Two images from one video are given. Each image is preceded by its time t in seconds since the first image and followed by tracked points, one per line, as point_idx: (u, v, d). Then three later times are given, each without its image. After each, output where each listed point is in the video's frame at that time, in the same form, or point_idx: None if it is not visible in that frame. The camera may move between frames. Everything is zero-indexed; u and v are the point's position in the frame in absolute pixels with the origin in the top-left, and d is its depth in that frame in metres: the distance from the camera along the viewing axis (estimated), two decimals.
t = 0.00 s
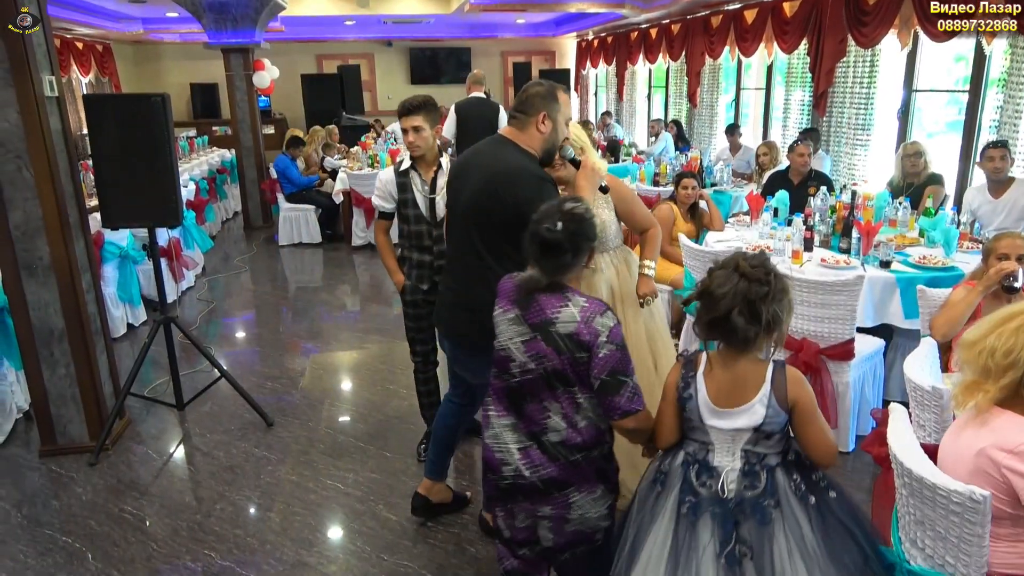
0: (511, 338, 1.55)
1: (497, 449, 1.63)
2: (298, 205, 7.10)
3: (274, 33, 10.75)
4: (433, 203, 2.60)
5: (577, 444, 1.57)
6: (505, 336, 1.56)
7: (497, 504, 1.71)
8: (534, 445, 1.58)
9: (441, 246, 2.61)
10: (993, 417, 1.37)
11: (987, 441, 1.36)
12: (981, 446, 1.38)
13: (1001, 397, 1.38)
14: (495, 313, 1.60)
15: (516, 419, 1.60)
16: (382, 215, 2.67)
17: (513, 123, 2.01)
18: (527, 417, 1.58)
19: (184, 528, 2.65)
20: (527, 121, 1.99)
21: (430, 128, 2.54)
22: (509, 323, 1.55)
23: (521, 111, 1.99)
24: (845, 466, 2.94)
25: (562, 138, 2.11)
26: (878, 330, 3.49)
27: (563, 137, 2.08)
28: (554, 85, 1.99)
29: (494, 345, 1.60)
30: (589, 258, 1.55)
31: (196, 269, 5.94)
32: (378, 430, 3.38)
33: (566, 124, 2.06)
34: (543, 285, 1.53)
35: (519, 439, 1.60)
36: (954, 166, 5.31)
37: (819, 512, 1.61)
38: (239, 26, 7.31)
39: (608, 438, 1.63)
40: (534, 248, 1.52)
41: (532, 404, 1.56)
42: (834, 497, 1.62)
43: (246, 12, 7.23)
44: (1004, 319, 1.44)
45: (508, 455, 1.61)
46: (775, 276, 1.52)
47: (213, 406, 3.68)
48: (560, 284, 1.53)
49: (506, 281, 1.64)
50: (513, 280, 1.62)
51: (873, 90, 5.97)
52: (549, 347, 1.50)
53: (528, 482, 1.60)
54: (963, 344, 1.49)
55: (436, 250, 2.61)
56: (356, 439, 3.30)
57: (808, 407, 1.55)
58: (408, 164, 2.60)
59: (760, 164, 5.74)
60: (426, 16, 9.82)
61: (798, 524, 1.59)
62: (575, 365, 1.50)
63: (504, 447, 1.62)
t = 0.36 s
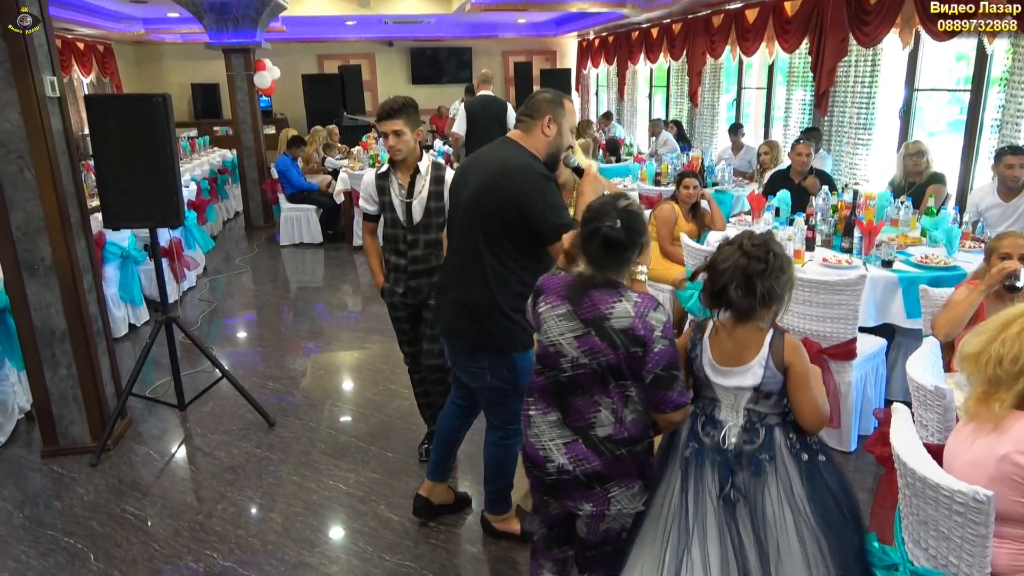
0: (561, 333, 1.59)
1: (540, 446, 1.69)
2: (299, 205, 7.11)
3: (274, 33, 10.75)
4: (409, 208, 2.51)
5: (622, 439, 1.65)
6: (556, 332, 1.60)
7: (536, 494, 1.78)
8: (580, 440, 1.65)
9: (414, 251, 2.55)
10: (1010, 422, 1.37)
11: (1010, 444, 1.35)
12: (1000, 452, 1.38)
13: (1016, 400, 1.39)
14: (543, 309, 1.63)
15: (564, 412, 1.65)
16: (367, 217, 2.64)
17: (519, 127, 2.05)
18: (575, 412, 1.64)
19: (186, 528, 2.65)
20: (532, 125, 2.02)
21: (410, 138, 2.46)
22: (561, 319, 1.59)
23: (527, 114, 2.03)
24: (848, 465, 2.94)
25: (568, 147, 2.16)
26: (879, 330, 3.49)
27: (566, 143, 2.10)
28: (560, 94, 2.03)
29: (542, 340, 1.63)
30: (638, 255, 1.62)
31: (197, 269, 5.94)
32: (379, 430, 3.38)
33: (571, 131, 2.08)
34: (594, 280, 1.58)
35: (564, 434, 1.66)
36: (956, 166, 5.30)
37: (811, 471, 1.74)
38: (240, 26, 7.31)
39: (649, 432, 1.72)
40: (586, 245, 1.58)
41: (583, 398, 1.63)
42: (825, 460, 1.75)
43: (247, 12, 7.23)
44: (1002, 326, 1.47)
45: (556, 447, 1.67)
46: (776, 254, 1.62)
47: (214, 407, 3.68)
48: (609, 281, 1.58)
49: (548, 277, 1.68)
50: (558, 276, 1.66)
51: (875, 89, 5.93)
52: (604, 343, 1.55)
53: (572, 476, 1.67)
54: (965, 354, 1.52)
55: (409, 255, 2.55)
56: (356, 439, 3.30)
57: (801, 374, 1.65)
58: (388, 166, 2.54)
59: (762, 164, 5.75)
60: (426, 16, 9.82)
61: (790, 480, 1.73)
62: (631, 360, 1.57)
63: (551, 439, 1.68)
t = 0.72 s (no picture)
0: (580, 328, 1.71)
1: (556, 439, 1.83)
2: (298, 206, 7.10)
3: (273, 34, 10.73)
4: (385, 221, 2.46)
5: (635, 437, 1.76)
6: (576, 327, 1.72)
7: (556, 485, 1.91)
8: (593, 436, 1.77)
9: (390, 262, 2.49)
10: None
11: None
12: None
13: None
14: (564, 306, 1.75)
15: (578, 407, 1.78)
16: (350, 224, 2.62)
17: (526, 134, 2.08)
18: (589, 408, 1.76)
19: (185, 532, 2.64)
20: (540, 132, 2.06)
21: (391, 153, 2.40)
22: (580, 315, 1.71)
23: (536, 122, 2.06)
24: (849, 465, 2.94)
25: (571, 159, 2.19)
26: (881, 329, 3.48)
27: (574, 152, 2.11)
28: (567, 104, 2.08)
29: (562, 336, 1.75)
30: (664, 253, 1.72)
31: (197, 271, 5.94)
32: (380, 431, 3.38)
33: (578, 141, 2.10)
34: (619, 278, 1.69)
35: (579, 429, 1.79)
36: (957, 164, 5.28)
37: (835, 449, 1.88)
38: (238, 27, 7.29)
39: (664, 433, 1.81)
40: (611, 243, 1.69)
41: (598, 393, 1.74)
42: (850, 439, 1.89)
43: (246, 13, 7.21)
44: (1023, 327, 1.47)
45: (571, 441, 1.80)
46: (808, 247, 1.78)
47: (214, 409, 3.67)
48: (633, 278, 1.69)
49: (572, 278, 1.80)
50: (582, 275, 1.77)
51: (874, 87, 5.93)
52: (620, 339, 1.67)
53: (584, 470, 1.79)
54: (985, 356, 1.52)
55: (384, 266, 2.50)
56: (356, 441, 3.29)
57: (828, 358, 1.77)
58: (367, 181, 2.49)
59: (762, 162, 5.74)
60: (425, 17, 9.80)
61: (813, 455, 1.88)
62: (647, 356, 1.68)
63: (568, 432, 1.80)
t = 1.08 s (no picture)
0: (580, 320, 1.75)
1: (556, 427, 1.90)
2: (287, 207, 7.06)
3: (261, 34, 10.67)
4: (342, 233, 2.39)
5: (625, 430, 1.79)
6: (575, 319, 1.76)
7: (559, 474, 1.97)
8: (587, 426, 1.83)
9: (346, 274, 2.43)
10: None
11: None
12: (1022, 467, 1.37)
13: None
14: (565, 298, 1.79)
15: (575, 397, 1.84)
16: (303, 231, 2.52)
17: (522, 143, 2.10)
18: (584, 398, 1.81)
19: (171, 538, 2.61)
20: (536, 142, 2.08)
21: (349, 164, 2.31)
22: (580, 307, 1.74)
23: (533, 133, 2.10)
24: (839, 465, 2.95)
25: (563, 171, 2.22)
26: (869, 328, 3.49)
27: (565, 164, 2.15)
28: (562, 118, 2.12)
29: (562, 326, 1.80)
30: (666, 249, 1.76)
31: (184, 273, 5.89)
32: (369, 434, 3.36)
33: (571, 155, 2.15)
34: (616, 272, 1.72)
35: (575, 418, 1.86)
36: (944, 163, 5.30)
37: (861, 424, 2.05)
38: (226, 27, 7.24)
39: (658, 430, 1.82)
40: (619, 233, 1.73)
41: (593, 384, 1.79)
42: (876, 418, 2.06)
43: (233, 14, 7.16)
44: (1000, 342, 1.47)
45: (567, 429, 1.87)
46: (839, 234, 1.99)
47: (202, 412, 3.64)
48: (629, 273, 1.72)
49: (579, 274, 1.83)
50: (587, 271, 1.80)
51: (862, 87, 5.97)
52: (615, 332, 1.70)
53: (579, 458, 1.86)
54: (969, 374, 1.52)
55: (340, 278, 2.44)
56: (345, 444, 3.27)
57: (861, 340, 1.98)
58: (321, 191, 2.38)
59: (751, 162, 5.76)
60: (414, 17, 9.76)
61: (840, 432, 2.05)
62: (639, 349, 1.70)
63: (566, 420, 1.88)
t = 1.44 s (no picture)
0: (575, 303, 1.78)
1: (551, 409, 1.89)
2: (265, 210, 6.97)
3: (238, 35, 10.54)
4: (281, 246, 2.22)
5: (617, 409, 1.78)
6: (571, 303, 1.79)
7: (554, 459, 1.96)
8: (581, 406, 1.83)
9: (290, 289, 2.28)
10: None
11: None
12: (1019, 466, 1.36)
13: None
14: (564, 284, 1.82)
15: (571, 380, 1.84)
16: (238, 244, 2.34)
17: (501, 146, 2.07)
18: (579, 379, 1.82)
19: (144, 551, 2.55)
20: (515, 144, 2.05)
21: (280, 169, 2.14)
22: (575, 291, 1.77)
23: (512, 136, 2.06)
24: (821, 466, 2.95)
25: (541, 176, 2.18)
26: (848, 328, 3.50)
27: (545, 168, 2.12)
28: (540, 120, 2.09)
29: (560, 311, 1.83)
30: (654, 236, 1.79)
31: (160, 278, 5.79)
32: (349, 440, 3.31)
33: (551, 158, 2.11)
34: (607, 256, 1.76)
35: (569, 399, 1.85)
36: (921, 162, 5.34)
37: (839, 407, 2.17)
38: (201, 28, 7.13)
39: (651, 408, 1.82)
40: (610, 222, 1.75)
41: (587, 365, 1.80)
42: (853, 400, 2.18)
43: (208, 14, 7.04)
44: (1002, 344, 1.48)
45: (563, 412, 1.86)
46: (860, 236, 2.09)
47: (178, 419, 3.57)
48: (622, 257, 1.75)
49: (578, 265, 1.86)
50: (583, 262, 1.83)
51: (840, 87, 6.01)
52: (608, 313, 1.73)
53: (574, 439, 1.85)
54: (971, 378, 1.52)
55: (282, 293, 2.29)
56: (324, 451, 3.22)
57: (859, 339, 2.11)
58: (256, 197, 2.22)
59: (731, 162, 5.76)
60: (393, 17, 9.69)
61: (817, 410, 2.18)
62: (630, 329, 1.72)
63: (561, 404, 1.87)
